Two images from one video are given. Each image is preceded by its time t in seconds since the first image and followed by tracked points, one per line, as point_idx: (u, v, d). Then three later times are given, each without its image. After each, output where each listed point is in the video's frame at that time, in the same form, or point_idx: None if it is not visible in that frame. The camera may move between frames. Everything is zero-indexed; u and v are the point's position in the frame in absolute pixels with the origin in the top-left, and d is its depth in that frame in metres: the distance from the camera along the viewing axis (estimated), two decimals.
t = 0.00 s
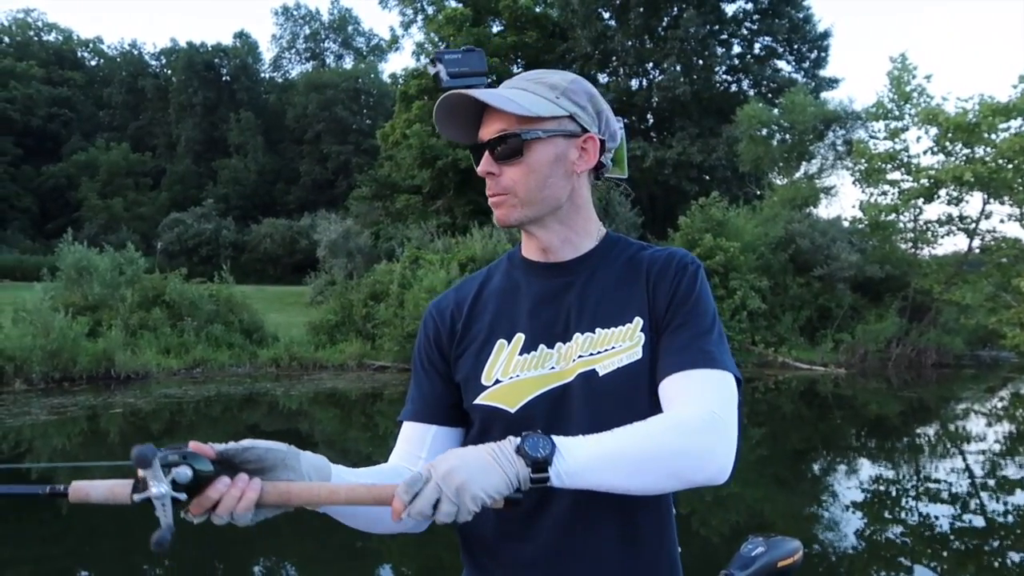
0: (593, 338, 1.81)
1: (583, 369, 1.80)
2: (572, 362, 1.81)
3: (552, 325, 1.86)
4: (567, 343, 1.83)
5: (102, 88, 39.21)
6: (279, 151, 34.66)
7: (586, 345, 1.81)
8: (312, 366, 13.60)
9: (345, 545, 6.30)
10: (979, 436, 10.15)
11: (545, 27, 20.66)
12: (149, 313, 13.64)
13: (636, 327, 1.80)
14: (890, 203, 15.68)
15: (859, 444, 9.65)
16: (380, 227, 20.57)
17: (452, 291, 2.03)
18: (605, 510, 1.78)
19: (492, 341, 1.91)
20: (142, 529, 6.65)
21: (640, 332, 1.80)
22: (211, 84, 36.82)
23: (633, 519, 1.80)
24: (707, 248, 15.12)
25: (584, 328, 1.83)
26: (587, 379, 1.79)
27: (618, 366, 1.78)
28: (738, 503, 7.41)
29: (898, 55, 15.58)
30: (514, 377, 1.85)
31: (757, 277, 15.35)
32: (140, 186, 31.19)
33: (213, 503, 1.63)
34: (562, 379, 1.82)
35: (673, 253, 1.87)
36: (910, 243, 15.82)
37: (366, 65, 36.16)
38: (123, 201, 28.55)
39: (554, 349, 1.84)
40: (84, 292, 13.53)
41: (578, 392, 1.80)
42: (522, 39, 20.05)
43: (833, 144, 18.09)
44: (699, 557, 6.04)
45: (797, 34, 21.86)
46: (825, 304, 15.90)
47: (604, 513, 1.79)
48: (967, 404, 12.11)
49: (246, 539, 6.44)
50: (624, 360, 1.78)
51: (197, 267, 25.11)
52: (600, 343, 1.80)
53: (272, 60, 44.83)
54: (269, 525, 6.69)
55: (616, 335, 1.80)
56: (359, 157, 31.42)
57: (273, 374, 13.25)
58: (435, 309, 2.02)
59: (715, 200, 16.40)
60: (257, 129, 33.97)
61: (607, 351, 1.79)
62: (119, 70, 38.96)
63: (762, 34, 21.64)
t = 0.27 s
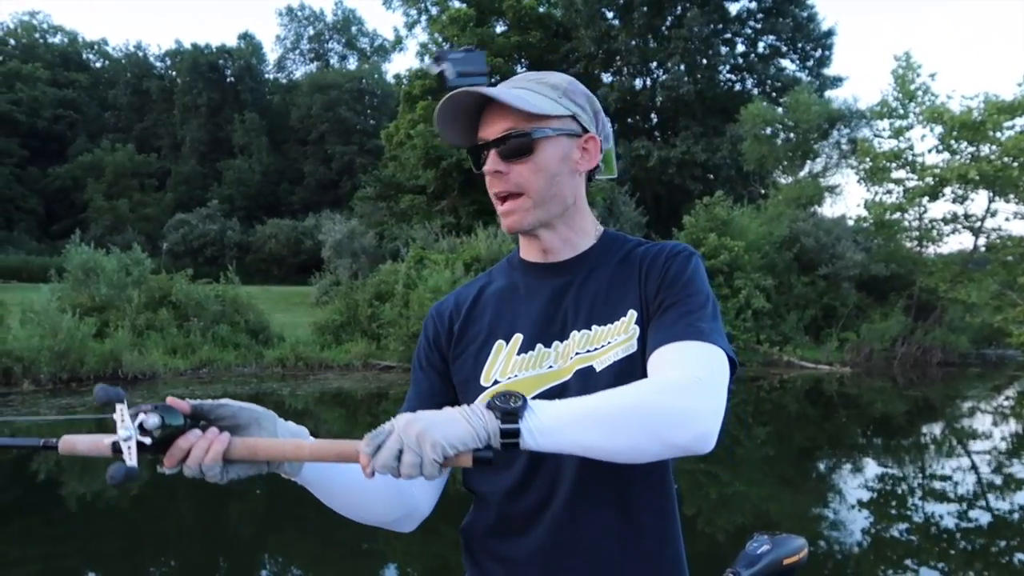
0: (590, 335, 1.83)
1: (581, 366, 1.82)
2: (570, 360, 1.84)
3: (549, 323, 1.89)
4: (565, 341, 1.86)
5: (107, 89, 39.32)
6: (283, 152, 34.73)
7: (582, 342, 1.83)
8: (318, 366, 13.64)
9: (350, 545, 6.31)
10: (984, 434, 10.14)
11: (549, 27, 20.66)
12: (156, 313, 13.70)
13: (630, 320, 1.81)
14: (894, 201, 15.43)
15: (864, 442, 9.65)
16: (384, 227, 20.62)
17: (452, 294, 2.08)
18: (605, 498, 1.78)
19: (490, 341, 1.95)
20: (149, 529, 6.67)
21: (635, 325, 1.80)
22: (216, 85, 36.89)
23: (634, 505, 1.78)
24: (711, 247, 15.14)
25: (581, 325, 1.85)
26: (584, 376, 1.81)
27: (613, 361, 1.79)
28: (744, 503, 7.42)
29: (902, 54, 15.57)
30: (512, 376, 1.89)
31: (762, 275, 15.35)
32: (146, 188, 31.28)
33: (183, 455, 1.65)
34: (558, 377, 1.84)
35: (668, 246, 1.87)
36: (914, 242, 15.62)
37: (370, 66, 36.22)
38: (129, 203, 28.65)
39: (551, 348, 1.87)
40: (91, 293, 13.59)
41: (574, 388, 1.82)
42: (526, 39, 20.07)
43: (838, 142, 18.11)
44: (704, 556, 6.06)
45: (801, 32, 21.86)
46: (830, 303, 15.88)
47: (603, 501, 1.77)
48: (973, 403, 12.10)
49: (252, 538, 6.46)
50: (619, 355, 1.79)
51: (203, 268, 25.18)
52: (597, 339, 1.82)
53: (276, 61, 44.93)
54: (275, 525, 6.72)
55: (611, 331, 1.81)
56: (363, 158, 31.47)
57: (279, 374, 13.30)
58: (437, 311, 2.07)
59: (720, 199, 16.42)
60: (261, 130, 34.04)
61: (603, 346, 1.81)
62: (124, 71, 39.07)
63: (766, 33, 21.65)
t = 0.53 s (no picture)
0: (605, 333, 1.84)
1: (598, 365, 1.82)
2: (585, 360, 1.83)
3: (564, 324, 1.87)
4: (580, 341, 1.85)
5: (114, 87, 39.45)
6: (289, 151, 34.77)
7: (598, 339, 1.83)
8: (323, 364, 13.68)
9: (354, 543, 6.32)
10: (990, 436, 10.13)
11: (554, 26, 20.64)
12: (163, 311, 13.75)
13: (639, 314, 1.84)
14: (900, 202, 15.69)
15: (869, 443, 9.65)
16: (389, 226, 20.66)
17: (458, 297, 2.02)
18: (626, 482, 1.79)
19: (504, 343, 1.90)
20: (152, 527, 6.69)
21: (643, 319, 1.84)
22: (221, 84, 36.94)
23: (662, 478, 1.83)
24: (716, 247, 15.14)
25: (595, 324, 1.85)
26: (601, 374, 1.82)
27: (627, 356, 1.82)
28: (748, 503, 7.42)
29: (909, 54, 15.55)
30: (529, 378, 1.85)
31: (767, 276, 15.34)
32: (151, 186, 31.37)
33: (188, 396, 1.54)
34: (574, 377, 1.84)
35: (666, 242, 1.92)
36: (920, 243, 15.83)
37: (375, 65, 36.21)
38: (134, 201, 28.74)
39: (567, 348, 1.85)
40: (98, 291, 13.64)
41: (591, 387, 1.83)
42: (532, 39, 20.06)
43: (844, 143, 18.13)
44: (708, 556, 6.07)
45: (807, 33, 21.82)
46: (835, 304, 15.87)
47: (629, 471, 1.80)
48: (978, 404, 12.09)
49: (256, 537, 6.47)
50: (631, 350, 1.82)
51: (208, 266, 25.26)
52: (610, 335, 1.83)
53: (282, 60, 45.00)
54: (279, 523, 6.73)
55: (623, 329, 1.84)
56: (368, 157, 31.48)
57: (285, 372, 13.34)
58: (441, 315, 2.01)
59: (725, 200, 16.42)
60: (267, 129, 34.10)
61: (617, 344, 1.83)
62: (130, 69, 39.19)
63: (772, 33, 21.63)
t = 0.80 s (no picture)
0: (636, 325, 1.67)
1: (634, 358, 1.64)
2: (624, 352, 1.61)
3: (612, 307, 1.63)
4: (622, 329, 1.63)
5: (119, 88, 39.58)
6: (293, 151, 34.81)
7: (632, 334, 1.64)
8: (328, 364, 13.70)
9: (359, 543, 6.31)
10: (995, 435, 10.10)
11: (558, 26, 20.61)
12: (168, 311, 13.79)
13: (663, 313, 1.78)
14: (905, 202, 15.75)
15: (874, 443, 9.63)
16: (394, 226, 20.71)
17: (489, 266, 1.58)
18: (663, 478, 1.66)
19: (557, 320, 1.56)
20: (158, 527, 6.68)
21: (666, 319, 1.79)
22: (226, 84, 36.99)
23: (678, 481, 1.75)
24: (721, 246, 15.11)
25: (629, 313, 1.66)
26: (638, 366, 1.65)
27: (658, 354, 1.73)
28: (752, 502, 7.42)
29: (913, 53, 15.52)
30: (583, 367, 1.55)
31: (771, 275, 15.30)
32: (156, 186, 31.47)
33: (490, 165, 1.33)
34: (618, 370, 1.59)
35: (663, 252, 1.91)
36: (924, 242, 15.94)
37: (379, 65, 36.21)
38: (139, 201, 28.83)
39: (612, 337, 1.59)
40: (104, 291, 13.68)
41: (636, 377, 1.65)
42: (535, 39, 20.05)
43: (848, 142, 18.15)
44: (712, 556, 6.05)
45: (811, 31, 21.80)
46: (839, 303, 15.85)
47: (671, 460, 1.71)
48: (983, 403, 12.06)
49: (261, 537, 6.46)
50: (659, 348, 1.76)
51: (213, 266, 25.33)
52: (644, 330, 1.69)
53: (286, 60, 45.09)
54: (284, 524, 6.73)
55: (651, 323, 1.72)
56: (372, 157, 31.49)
57: (290, 372, 13.37)
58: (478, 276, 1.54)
59: (729, 199, 16.41)
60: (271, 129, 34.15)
61: (649, 337, 1.70)
62: (135, 70, 39.30)
63: (776, 32, 21.62)
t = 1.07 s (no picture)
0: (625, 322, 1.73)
1: (622, 351, 1.69)
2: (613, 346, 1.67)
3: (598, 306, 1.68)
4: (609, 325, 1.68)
5: (114, 93, 39.57)
6: (290, 153, 34.80)
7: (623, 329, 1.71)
8: (329, 366, 13.73)
9: (361, 544, 6.32)
10: (995, 426, 10.13)
11: (553, 25, 20.60)
12: (168, 316, 13.82)
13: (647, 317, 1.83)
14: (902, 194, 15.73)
15: (875, 436, 9.66)
16: (391, 227, 20.72)
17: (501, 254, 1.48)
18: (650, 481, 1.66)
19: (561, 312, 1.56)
20: (160, 531, 6.71)
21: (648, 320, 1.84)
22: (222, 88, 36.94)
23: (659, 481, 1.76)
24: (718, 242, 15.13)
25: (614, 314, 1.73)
26: (627, 360, 1.69)
27: (643, 350, 1.78)
28: (753, 497, 7.44)
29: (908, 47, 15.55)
30: (583, 359, 1.57)
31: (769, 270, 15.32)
32: (153, 191, 31.48)
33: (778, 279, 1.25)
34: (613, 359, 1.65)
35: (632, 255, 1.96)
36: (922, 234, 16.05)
37: (375, 66, 36.18)
38: (137, 206, 28.84)
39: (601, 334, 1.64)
40: (103, 297, 13.69)
41: (627, 371, 1.68)
42: (531, 38, 20.05)
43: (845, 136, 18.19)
44: (714, 552, 6.07)
45: (807, 27, 21.81)
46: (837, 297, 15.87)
47: (653, 470, 1.72)
48: (983, 395, 12.08)
49: (264, 540, 6.48)
50: (645, 345, 1.79)
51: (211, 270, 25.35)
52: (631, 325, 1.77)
53: (281, 63, 45.07)
54: (286, 527, 6.76)
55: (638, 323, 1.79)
56: (369, 158, 31.47)
57: (290, 375, 13.40)
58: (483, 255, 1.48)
59: (726, 195, 16.44)
60: (267, 132, 34.14)
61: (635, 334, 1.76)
62: (131, 75, 39.30)
63: (771, 28, 21.64)
